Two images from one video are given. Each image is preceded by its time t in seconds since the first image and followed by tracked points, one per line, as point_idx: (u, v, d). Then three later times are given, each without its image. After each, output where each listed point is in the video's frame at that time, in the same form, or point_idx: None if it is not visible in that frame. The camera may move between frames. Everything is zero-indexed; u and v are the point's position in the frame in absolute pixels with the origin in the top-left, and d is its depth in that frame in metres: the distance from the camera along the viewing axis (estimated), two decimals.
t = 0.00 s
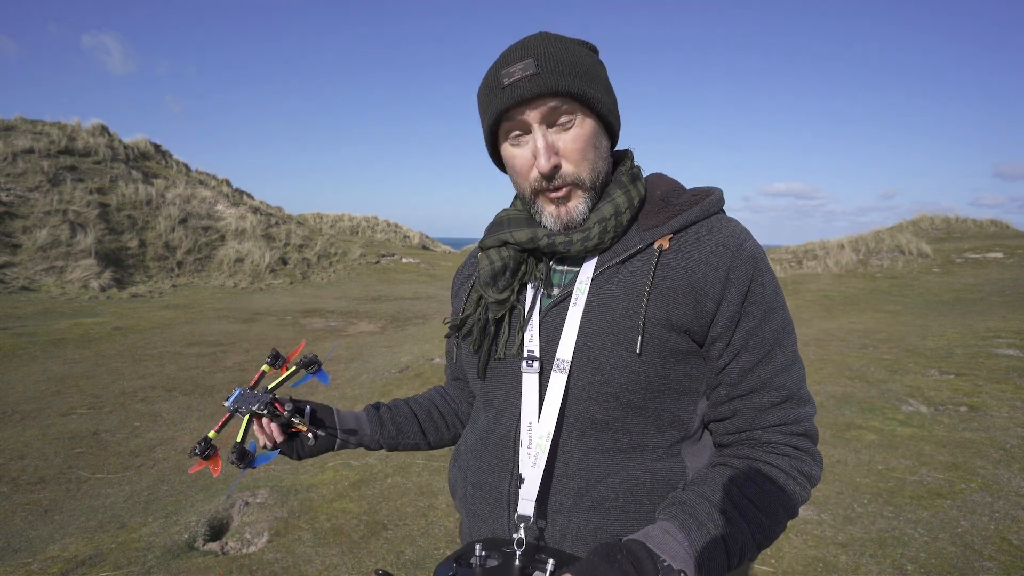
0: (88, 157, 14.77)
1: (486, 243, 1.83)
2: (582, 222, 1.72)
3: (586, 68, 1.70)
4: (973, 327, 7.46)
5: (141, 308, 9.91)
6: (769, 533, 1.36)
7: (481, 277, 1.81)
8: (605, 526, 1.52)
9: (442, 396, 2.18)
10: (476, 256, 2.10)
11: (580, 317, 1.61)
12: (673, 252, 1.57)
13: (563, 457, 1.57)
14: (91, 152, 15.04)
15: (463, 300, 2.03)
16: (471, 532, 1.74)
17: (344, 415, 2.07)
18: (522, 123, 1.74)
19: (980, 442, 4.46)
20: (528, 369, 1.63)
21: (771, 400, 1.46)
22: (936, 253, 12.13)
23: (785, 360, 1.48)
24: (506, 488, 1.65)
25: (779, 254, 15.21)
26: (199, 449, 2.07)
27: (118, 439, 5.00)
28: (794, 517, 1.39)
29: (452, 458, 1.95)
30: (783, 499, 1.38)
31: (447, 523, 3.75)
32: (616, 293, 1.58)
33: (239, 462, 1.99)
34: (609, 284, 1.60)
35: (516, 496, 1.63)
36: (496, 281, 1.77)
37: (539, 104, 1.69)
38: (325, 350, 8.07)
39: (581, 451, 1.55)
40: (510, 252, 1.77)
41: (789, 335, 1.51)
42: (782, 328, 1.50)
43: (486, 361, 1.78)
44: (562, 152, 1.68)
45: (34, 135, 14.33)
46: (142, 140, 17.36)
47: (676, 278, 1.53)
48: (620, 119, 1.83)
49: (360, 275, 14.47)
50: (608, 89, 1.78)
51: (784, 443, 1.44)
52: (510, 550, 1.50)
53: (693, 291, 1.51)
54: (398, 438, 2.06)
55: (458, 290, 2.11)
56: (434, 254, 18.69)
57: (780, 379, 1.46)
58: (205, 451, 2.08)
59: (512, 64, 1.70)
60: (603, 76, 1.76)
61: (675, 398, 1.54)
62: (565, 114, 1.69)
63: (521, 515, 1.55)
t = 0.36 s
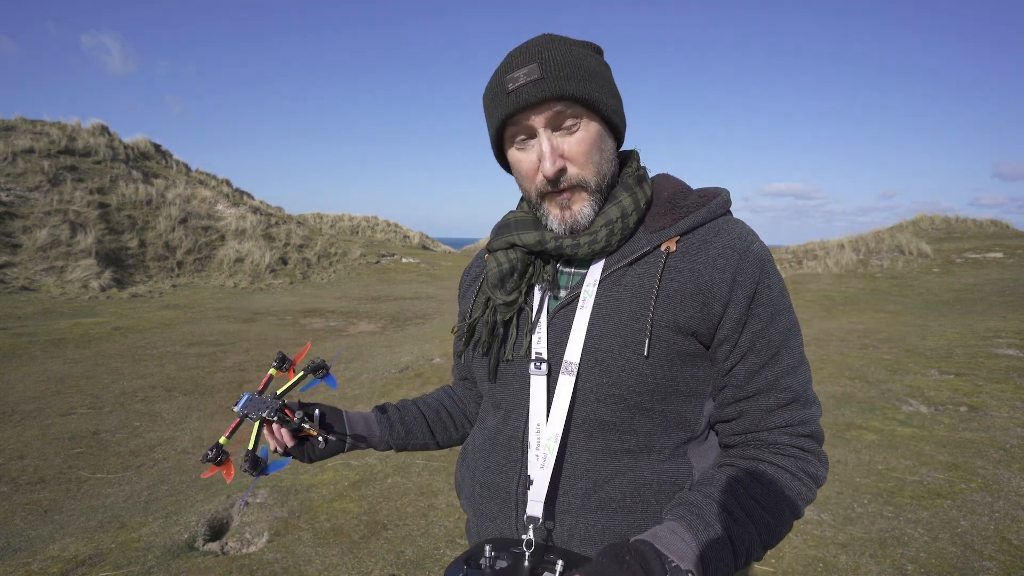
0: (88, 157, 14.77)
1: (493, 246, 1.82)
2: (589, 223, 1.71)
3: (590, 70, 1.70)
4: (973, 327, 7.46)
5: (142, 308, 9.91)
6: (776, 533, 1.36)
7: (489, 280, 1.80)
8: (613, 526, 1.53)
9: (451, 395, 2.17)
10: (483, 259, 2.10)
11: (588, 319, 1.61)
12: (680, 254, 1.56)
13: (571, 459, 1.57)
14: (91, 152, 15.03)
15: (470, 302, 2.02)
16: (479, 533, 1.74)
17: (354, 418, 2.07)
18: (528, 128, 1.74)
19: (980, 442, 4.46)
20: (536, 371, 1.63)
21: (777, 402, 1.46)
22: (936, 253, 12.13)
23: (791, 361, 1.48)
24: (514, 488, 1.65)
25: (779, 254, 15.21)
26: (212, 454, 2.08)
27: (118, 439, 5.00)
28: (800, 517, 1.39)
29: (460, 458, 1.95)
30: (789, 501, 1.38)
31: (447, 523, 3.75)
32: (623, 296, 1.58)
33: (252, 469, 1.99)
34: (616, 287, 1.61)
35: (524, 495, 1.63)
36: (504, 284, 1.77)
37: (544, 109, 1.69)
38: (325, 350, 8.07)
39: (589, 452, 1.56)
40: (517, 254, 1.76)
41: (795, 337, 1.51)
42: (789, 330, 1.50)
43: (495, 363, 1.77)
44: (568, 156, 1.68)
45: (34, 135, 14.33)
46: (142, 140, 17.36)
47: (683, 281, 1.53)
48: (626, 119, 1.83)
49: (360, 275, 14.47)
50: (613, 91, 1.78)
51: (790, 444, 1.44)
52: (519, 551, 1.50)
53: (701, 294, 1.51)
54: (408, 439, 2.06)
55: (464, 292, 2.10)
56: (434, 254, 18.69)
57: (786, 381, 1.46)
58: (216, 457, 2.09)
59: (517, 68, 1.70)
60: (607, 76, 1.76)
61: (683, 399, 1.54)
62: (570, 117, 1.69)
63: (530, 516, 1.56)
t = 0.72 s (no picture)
0: (88, 157, 14.76)
1: (503, 245, 1.82)
2: (596, 218, 1.71)
3: (607, 66, 1.71)
4: (973, 327, 7.46)
5: (142, 308, 9.91)
6: (786, 535, 1.36)
7: (499, 279, 1.79)
8: (622, 527, 1.53)
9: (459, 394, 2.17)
10: (491, 259, 2.10)
11: (598, 320, 1.61)
12: (692, 255, 1.56)
13: (581, 460, 1.57)
14: (91, 152, 15.02)
15: (479, 302, 2.01)
16: (488, 534, 1.73)
17: (361, 415, 2.07)
18: (541, 117, 1.74)
19: (980, 442, 4.47)
20: (547, 372, 1.63)
21: (786, 405, 1.47)
22: (936, 253, 12.13)
23: (802, 364, 1.48)
24: (524, 488, 1.65)
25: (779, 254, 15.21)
26: (220, 454, 2.09)
27: (118, 439, 5.00)
28: (809, 521, 1.39)
29: (468, 456, 1.95)
30: (798, 504, 1.38)
31: (447, 523, 3.75)
32: (635, 297, 1.58)
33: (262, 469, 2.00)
34: (628, 288, 1.61)
35: (534, 496, 1.64)
36: (514, 283, 1.76)
37: (559, 98, 1.69)
38: (325, 350, 8.07)
39: (599, 453, 1.56)
40: (528, 251, 1.75)
41: (806, 340, 1.52)
42: (799, 334, 1.50)
43: (505, 363, 1.77)
44: (579, 146, 1.68)
45: (34, 135, 14.32)
46: (142, 140, 17.36)
47: (695, 283, 1.53)
48: (640, 120, 1.83)
49: (360, 275, 14.47)
50: (629, 91, 1.78)
51: (800, 448, 1.44)
52: (529, 551, 1.50)
53: (711, 295, 1.51)
54: (415, 438, 2.06)
55: (473, 292, 2.10)
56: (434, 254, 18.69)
57: (796, 385, 1.47)
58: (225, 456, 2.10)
59: (535, 58, 1.71)
60: (625, 76, 1.77)
61: (693, 401, 1.54)
62: (584, 109, 1.70)
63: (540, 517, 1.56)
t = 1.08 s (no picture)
0: (88, 157, 14.76)
1: (504, 245, 1.81)
2: (605, 214, 1.71)
3: (610, 62, 1.71)
4: (973, 327, 7.45)
5: (142, 308, 9.91)
6: (788, 538, 1.36)
7: (499, 280, 1.79)
8: (623, 530, 1.53)
9: (453, 391, 2.19)
10: (492, 259, 2.10)
11: (600, 321, 1.61)
12: (694, 256, 1.56)
13: (583, 462, 1.57)
14: (91, 152, 15.02)
15: (479, 303, 2.01)
16: (488, 536, 1.73)
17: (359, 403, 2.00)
18: (545, 113, 1.74)
19: (980, 442, 4.46)
20: (547, 374, 1.63)
21: (789, 406, 1.47)
22: (936, 253, 12.12)
23: (805, 366, 1.48)
24: (524, 491, 1.65)
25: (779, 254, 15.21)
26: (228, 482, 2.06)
27: (118, 439, 5.00)
28: (812, 523, 1.39)
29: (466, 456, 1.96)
30: (801, 506, 1.38)
31: (447, 523, 3.75)
32: (637, 299, 1.58)
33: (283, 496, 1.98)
34: (629, 289, 1.60)
35: (534, 499, 1.63)
36: (514, 284, 1.76)
37: (563, 93, 1.69)
38: (325, 350, 8.07)
39: (600, 456, 1.56)
40: (529, 252, 1.75)
41: (809, 342, 1.52)
42: (802, 335, 1.50)
43: (505, 364, 1.77)
44: (585, 141, 1.68)
45: (34, 135, 14.32)
46: (142, 140, 17.36)
47: (697, 284, 1.53)
48: (640, 116, 1.83)
49: (360, 275, 14.47)
50: (629, 87, 1.78)
51: (802, 449, 1.44)
52: (530, 555, 1.50)
53: (714, 296, 1.51)
54: (408, 432, 2.08)
55: (473, 293, 2.09)
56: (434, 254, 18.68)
57: (799, 387, 1.47)
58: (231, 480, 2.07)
59: (538, 53, 1.71)
60: (626, 71, 1.77)
61: (694, 403, 1.55)
62: (590, 104, 1.70)
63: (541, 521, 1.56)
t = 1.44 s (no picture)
0: (88, 157, 14.76)
1: (501, 247, 1.81)
2: (586, 228, 1.71)
3: (612, 76, 1.67)
4: (973, 327, 7.45)
5: (142, 308, 9.91)
6: (789, 540, 1.36)
7: (497, 282, 1.79)
8: (624, 534, 1.53)
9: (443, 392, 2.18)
10: (488, 260, 2.10)
11: (599, 324, 1.60)
12: (694, 258, 1.56)
13: (583, 466, 1.57)
14: (91, 152, 15.02)
15: (476, 305, 2.01)
16: (488, 540, 1.73)
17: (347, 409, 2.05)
18: (535, 125, 1.73)
19: (980, 442, 4.46)
20: (547, 377, 1.63)
21: (790, 408, 1.47)
22: (936, 253, 12.12)
23: (805, 368, 1.48)
24: (524, 495, 1.65)
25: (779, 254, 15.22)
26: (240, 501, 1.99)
27: (118, 439, 5.00)
28: (813, 525, 1.39)
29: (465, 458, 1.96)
30: (803, 508, 1.38)
31: (447, 523, 3.75)
32: (637, 301, 1.58)
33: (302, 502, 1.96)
34: (629, 291, 1.60)
35: (534, 503, 1.63)
36: (512, 286, 1.75)
37: (551, 107, 1.67)
38: (325, 350, 8.08)
39: (600, 459, 1.56)
40: (526, 255, 1.75)
41: (809, 344, 1.52)
42: (802, 336, 1.50)
43: (504, 367, 1.77)
44: (569, 159, 1.67)
45: (34, 135, 14.33)
46: (142, 140, 17.36)
47: (698, 286, 1.53)
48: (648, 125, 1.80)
49: (360, 275, 14.47)
50: (638, 99, 1.74)
51: (803, 451, 1.44)
52: (530, 560, 1.50)
53: (715, 298, 1.51)
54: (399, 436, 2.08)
55: (471, 295, 2.09)
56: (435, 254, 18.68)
57: (799, 388, 1.47)
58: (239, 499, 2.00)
59: (534, 63, 1.69)
60: (632, 82, 1.71)
61: (694, 405, 1.55)
62: (579, 121, 1.67)
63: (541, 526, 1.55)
